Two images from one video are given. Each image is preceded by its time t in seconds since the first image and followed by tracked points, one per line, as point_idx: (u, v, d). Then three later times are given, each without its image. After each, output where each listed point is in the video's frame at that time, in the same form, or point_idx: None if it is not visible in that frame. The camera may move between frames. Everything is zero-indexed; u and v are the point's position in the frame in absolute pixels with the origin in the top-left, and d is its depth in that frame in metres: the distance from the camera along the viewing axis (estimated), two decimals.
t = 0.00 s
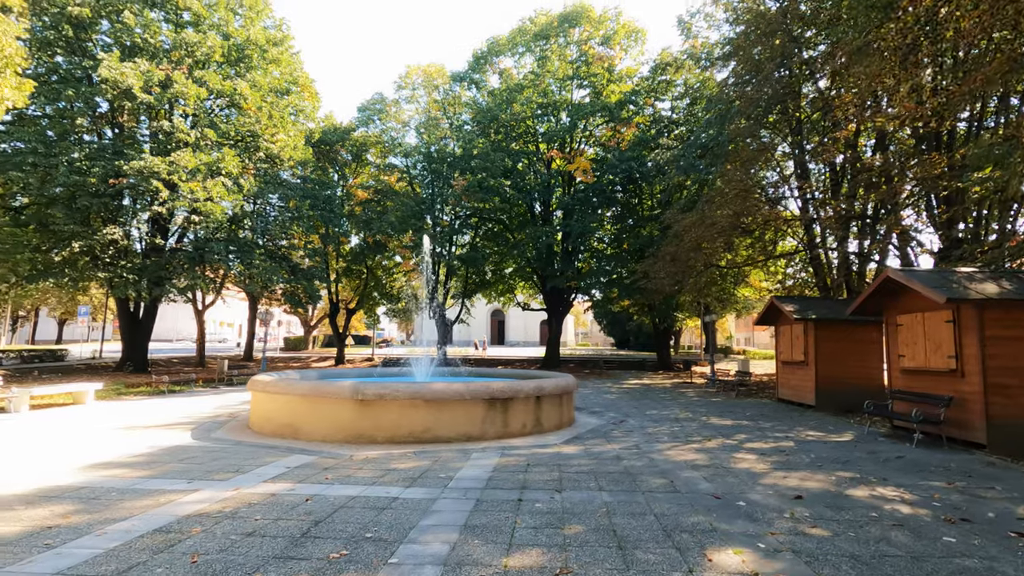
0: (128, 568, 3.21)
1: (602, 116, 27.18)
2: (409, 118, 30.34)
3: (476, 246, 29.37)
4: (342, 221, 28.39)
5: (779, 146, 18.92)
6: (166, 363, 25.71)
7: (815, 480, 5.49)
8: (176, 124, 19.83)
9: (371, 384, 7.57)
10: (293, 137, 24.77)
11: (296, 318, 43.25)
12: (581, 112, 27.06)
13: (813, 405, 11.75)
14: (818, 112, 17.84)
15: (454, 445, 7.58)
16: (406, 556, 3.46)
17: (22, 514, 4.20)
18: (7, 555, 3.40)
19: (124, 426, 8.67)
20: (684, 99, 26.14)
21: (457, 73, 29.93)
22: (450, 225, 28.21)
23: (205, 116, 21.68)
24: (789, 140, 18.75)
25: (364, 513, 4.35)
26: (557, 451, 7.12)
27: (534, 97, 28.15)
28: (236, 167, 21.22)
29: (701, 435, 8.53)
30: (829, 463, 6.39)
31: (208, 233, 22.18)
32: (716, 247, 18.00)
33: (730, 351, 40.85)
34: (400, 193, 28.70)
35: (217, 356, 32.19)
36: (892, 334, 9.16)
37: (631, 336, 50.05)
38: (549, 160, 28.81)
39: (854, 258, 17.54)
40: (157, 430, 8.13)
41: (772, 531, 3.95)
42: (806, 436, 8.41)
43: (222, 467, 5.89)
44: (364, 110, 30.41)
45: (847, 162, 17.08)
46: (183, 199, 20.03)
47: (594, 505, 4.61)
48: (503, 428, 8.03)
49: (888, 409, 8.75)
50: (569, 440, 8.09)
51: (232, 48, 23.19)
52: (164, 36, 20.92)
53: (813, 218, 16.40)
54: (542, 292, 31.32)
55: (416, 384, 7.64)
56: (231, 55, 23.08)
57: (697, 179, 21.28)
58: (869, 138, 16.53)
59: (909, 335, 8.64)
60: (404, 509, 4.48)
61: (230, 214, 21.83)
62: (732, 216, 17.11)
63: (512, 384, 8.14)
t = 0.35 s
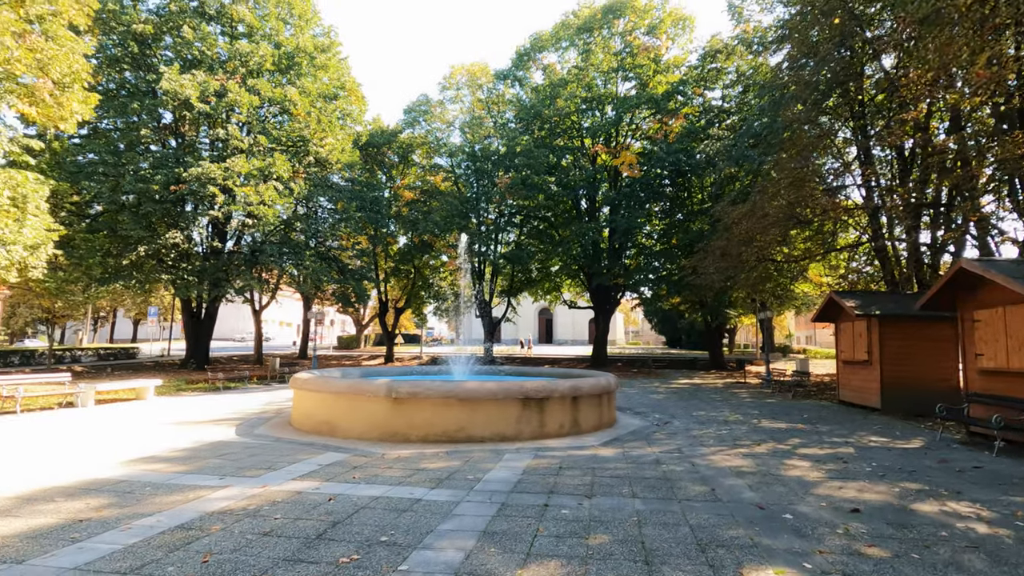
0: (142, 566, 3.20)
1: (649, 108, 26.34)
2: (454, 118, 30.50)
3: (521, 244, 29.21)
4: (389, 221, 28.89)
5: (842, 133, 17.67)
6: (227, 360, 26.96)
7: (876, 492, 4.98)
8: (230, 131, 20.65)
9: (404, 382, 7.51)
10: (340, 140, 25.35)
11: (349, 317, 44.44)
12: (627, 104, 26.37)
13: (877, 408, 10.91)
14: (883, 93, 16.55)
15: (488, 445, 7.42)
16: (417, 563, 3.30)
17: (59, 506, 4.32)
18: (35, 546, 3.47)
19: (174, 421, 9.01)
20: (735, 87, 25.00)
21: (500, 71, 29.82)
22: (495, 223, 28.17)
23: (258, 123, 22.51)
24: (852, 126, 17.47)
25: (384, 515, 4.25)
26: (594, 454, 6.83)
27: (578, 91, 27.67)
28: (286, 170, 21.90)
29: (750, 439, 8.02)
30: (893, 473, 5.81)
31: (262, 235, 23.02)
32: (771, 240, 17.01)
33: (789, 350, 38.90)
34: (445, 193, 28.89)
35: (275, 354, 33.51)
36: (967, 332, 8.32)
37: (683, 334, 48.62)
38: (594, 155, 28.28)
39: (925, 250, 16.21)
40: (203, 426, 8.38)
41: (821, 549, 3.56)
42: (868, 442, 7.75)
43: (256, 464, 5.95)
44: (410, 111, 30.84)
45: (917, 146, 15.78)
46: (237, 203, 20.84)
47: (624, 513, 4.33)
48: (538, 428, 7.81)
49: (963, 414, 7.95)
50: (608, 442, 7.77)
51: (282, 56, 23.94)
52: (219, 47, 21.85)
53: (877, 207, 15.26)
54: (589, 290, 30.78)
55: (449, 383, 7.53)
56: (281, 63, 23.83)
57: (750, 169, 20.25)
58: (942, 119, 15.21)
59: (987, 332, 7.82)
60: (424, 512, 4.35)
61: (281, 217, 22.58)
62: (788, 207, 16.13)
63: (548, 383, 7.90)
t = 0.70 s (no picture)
0: (156, 571, 3.15)
1: (703, 100, 25.23)
2: (502, 120, 30.50)
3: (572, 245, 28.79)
4: (439, 224, 29.20)
5: (918, 116, 16.21)
6: (288, 361, 28.04)
7: (961, 514, 4.35)
8: (286, 141, 21.42)
9: (442, 384, 7.36)
10: (391, 146, 25.86)
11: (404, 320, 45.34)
12: (679, 98, 25.42)
13: (964, 416, 9.85)
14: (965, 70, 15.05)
15: (527, 450, 7.16)
16: None
17: (98, 505, 4.43)
18: (63, 545, 3.52)
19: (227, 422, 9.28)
20: (797, 74, 23.58)
21: (548, 70, 29.48)
22: (545, 223, 27.87)
23: (312, 132, 23.24)
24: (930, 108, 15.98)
25: (406, 523, 4.07)
26: (637, 462, 6.43)
27: (628, 86, 26.95)
28: (339, 177, 22.49)
29: (814, 449, 7.35)
30: (982, 492, 5.10)
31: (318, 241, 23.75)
32: (839, 234, 15.81)
33: (861, 352, 36.41)
34: (495, 195, 28.87)
35: (334, 356, 34.61)
36: None
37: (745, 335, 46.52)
38: (645, 151, 27.45)
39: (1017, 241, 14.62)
40: (252, 426, 8.58)
41: None
42: (952, 455, 6.92)
43: (292, 465, 5.96)
44: (459, 115, 31.13)
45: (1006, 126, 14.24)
46: (293, 210, 21.56)
47: (663, 529, 3.95)
48: (580, 434, 7.48)
49: None
50: (654, 449, 7.32)
51: (335, 66, 24.62)
52: (277, 61, 22.72)
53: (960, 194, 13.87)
54: (643, 290, 29.89)
55: (487, 385, 7.31)
56: (334, 73, 24.51)
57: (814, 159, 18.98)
58: None
59: None
60: (448, 522, 4.15)
61: (336, 223, 23.19)
62: (858, 198, 14.92)
63: (590, 386, 7.55)
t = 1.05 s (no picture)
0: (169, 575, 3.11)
1: (757, 88, 24.05)
2: (547, 118, 30.23)
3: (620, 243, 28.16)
4: (485, 225, 29.25)
5: (999, 95, 14.79)
6: (340, 361, 28.82)
7: None
8: (334, 146, 21.96)
9: (477, 385, 7.18)
10: (436, 148, 26.10)
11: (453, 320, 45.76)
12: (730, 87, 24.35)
13: None
14: None
15: (565, 455, 6.88)
16: None
17: (132, 503, 4.50)
18: (87, 545, 3.54)
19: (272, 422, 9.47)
20: (860, 56, 22.08)
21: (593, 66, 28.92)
22: (592, 221, 27.37)
23: (360, 137, 23.72)
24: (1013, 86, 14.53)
25: (427, 533, 3.90)
26: (680, 471, 6.03)
27: (676, 78, 26.05)
28: (386, 180, 22.88)
29: (881, 459, 6.70)
30: None
31: (366, 243, 24.26)
32: (909, 225, 14.58)
33: (937, 353, 33.83)
34: (541, 194, 28.64)
35: (385, 356, 35.34)
36: None
37: (806, 335, 44.23)
38: (696, 145, 26.48)
39: None
40: (294, 426, 8.71)
41: None
42: None
43: (324, 467, 5.93)
44: (504, 115, 31.14)
45: None
46: (342, 213, 22.09)
47: (702, 549, 3.61)
48: (621, 438, 7.14)
49: None
50: (701, 456, 6.89)
51: (381, 71, 25.05)
52: (326, 69, 23.35)
53: None
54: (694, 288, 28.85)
55: (523, 387, 7.08)
56: (380, 78, 24.95)
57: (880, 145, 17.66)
58: None
59: None
60: (470, 532, 3.94)
61: (383, 225, 23.60)
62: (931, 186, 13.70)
63: (631, 388, 7.20)
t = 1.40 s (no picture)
0: None
1: (812, 75, 22.76)
2: (590, 115, 29.76)
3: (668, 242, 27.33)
4: (528, 225, 29.07)
5: None
6: (387, 362, 29.30)
7: None
8: (376, 150, 22.32)
9: (506, 388, 6.95)
10: (477, 149, 26.15)
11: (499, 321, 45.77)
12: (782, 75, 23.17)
13: None
14: None
15: (598, 462, 6.55)
16: None
17: (154, 504, 4.52)
18: (98, 547, 3.53)
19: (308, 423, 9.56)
20: (927, 35, 20.49)
21: (637, 60, 28.22)
22: (637, 219, 26.68)
23: (402, 141, 24.01)
24: None
25: (437, 544, 3.69)
26: (721, 482, 5.59)
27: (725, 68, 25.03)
28: (428, 183, 23.07)
29: (953, 474, 6.00)
30: None
31: (410, 245, 24.54)
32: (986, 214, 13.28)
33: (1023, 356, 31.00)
34: (584, 192, 28.15)
35: (431, 357, 35.71)
36: None
37: (872, 336, 41.59)
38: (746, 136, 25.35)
39: None
40: (328, 428, 8.75)
41: None
42: None
43: (348, 469, 5.85)
44: (546, 114, 30.90)
45: None
46: (385, 216, 22.43)
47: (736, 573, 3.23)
48: (658, 445, 6.74)
49: None
50: (745, 466, 6.39)
51: (423, 75, 25.29)
52: (369, 75, 23.76)
53: None
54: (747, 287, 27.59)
55: (553, 390, 6.79)
56: (422, 82, 25.20)
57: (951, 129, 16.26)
58: None
59: None
60: (483, 545, 3.71)
61: (426, 227, 23.80)
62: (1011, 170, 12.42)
63: (669, 392, 6.78)
